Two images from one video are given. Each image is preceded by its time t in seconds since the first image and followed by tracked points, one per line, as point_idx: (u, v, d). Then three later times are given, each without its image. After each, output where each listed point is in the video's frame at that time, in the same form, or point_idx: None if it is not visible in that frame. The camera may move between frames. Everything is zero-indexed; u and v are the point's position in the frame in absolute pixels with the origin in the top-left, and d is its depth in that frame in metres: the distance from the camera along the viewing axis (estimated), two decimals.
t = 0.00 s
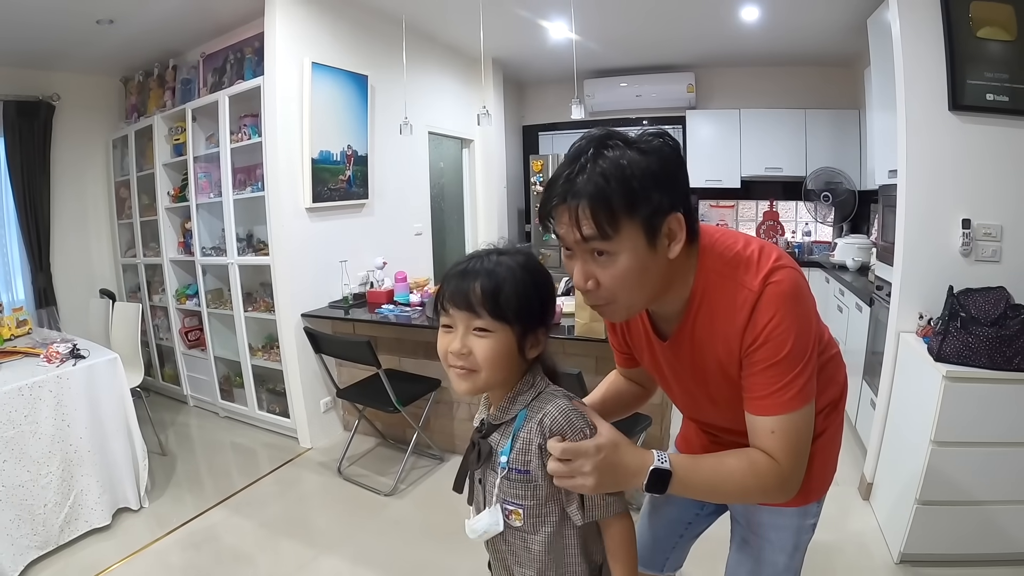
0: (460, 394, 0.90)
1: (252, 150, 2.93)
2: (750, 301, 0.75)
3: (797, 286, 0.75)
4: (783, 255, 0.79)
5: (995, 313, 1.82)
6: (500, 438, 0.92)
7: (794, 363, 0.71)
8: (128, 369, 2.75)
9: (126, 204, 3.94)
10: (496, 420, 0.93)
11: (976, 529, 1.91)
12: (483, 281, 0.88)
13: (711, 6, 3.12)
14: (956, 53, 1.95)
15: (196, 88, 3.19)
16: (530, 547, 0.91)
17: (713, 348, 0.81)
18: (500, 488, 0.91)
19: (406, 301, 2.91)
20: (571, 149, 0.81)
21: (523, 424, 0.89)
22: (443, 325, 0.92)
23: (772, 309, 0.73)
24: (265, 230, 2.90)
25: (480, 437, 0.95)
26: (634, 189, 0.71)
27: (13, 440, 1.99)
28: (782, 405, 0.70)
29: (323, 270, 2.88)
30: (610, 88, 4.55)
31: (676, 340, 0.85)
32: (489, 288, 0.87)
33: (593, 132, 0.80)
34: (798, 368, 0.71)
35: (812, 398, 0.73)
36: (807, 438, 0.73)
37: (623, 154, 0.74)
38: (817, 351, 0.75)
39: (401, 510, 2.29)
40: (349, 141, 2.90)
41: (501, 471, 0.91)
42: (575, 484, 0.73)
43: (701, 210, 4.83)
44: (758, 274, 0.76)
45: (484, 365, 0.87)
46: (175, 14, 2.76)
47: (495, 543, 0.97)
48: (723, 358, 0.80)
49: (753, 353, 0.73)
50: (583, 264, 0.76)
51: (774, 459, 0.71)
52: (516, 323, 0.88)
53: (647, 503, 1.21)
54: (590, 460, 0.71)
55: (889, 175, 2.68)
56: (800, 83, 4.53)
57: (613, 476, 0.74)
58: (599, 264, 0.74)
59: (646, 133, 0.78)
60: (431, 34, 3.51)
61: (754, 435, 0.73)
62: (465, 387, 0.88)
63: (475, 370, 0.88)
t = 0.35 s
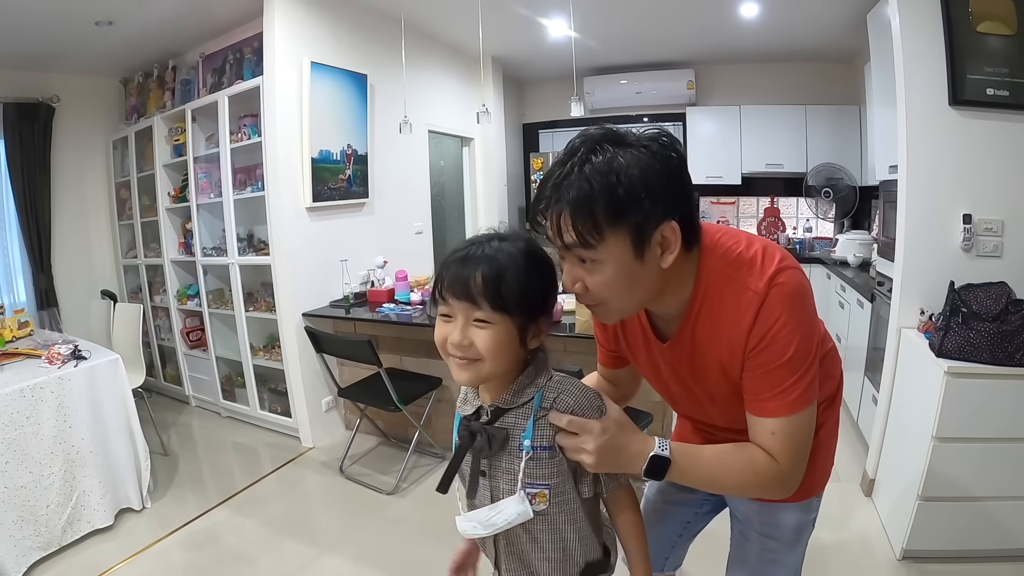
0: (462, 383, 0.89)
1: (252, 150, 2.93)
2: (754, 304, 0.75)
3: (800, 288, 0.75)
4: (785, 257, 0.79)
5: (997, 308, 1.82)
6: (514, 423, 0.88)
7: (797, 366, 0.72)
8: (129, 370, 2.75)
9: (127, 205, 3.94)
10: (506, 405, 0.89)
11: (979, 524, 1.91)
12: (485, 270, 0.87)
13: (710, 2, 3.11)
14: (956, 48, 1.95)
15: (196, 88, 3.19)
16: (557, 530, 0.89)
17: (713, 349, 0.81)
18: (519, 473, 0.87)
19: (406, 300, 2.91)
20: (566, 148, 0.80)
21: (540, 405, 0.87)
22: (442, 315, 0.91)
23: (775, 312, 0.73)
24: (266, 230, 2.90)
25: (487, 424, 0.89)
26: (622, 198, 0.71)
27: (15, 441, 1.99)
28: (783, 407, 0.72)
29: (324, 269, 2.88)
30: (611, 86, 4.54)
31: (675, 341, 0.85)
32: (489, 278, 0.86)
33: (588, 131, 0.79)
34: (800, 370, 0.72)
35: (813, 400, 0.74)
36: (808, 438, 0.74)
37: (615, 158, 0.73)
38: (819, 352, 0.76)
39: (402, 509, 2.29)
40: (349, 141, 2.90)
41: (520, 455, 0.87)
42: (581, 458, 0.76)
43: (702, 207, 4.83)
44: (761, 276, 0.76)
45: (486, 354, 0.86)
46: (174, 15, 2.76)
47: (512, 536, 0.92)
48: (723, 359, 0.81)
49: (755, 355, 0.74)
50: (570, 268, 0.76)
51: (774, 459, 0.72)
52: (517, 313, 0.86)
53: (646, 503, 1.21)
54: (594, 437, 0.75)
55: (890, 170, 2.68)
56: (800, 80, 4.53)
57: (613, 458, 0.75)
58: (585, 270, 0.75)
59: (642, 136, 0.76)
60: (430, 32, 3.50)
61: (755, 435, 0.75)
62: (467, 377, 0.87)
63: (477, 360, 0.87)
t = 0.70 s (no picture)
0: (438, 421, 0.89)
1: (251, 153, 2.93)
2: (753, 314, 0.75)
3: (799, 299, 0.75)
4: (787, 266, 0.79)
5: (996, 307, 1.82)
6: (510, 452, 0.87)
7: (793, 376, 0.73)
8: (129, 373, 2.75)
9: (126, 208, 3.94)
10: (497, 438, 0.87)
11: (979, 523, 1.91)
12: (459, 320, 0.82)
13: (708, 2, 3.11)
14: (954, 47, 1.95)
15: (194, 91, 3.18)
16: (582, 532, 0.89)
17: (710, 358, 0.82)
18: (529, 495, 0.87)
19: (405, 301, 2.92)
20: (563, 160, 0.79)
21: (525, 427, 0.84)
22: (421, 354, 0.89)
23: (773, 324, 0.73)
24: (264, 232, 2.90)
25: (489, 461, 0.89)
26: (626, 215, 0.70)
27: (14, 445, 1.99)
28: (778, 416, 0.73)
29: (323, 271, 2.88)
30: (609, 86, 4.54)
31: (673, 349, 0.85)
32: (461, 328, 0.82)
33: (586, 145, 0.77)
34: (794, 381, 0.73)
35: (808, 409, 0.75)
36: (802, 444, 0.76)
37: (614, 174, 0.72)
38: (816, 360, 0.77)
39: (402, 510, 2.29)
40: (348, 142, 2.90)
41: (525, 479, 0.86)
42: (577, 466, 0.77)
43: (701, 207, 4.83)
44: (761, 287, 0.76)
45: (454, 402, 0.84)
46: (172, 17, 2.76)
47: (544, 547, 0.92)
48: (720, 368, 0.81)
49: (751, 366, 0.75)
50: (572, 286, 0.76)
51: (765, 464, 0.74)
52: (486, 366, 0.82)
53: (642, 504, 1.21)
54: (588, 446, 0.74)
55: (888, 169, 2.68)
56: (798, 79, 4.53)
57: (613, 463, 0.76)
58: (586, 288, 0.75)
59: (640, 151, 0.74)
60: (428, 33, 3.50)
61: (749, 439, 0.77)
62: (440, 419, 0.87)
63: (448, 404, 0.85)
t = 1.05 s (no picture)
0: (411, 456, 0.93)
1: (250, 153, 2.93)
2: (746, 322, 0.75)
3: (792, 306, 0.75)
4: (781, 273, 0.78)
5: (993, 307, 1.83)
6: (499, 477, 0.87)
7: (786, 383, 0.73)
8: (127, 373, 2.75)
9: (124, 208, 3.94)
10: (483, 465, 0.88)
11: (976, 523, 1.91)
12: (399, 364, 0.84)
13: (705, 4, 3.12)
14: (951, 48, 1.96)
15: (192, 91, 3.18)
16: (581, 544, 0.89)
17: (704, 366, 0.82)
18: (524, 518, 0.87)
19: (404, 302, 2.92)
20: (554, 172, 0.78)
21: (508, 452, 0.85)
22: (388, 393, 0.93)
23: (765, 332, 0.74)
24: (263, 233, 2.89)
25: (482, 489, 0.90)
26: (617, 226, 0.70)
27: (13, 445, 1.99)
28: (770, 422, 0.74)
29: (322, 272, 2.88)
30: (608, 87, 4.54)
31: (668, 358, 0.86)
32: (403, 372, 0.84)
33: (575, 156, 0.77)
34: (787, 388, 0.73)
35: (802, 415, 0.76)
36: (795, 451, 0.76)
37: (605, 184, 0.72)
38: (810, 366, 0.77)
39: (401, 511, 2.29)
40: (347, 143, 2.90)
41: (511, 503, 0.87)
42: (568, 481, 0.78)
43: (699, 208, 4.84)
44: (755, 294, 0.76)
45: (412, 442, 0.88)
46: (171, 18, 2.76)
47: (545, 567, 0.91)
48: (714, 375, 0.81)
49: (743, 374, 0.75)
50: (566, 301, 0.78)
51: (757, 470, 0.76)
52: (433, 406, 0.84)
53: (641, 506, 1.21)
54: (576, 465, 0.75)
55: (885, 171, 2.69)
56: (796, 81, 4.54)
57: (603, 474, 0.77)
58: (580, 302, 0.76)
59: (631, 161, 0.74)
60: (427, 34, 3.49)
61: (742, 447, 0.78)
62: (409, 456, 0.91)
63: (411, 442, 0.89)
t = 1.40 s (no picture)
0: (412, 464, 0.86)
1: (250, 156, 2.94)
2: (736, 317, 0.75)
3: (780, 297, 0.75)
4: (764, 264, 0.79)
5: (993, 308, 1.83)
6: (505, 488, 0.87)
7: (782, 375, 0.73)
8: (128, 376, 2.75)
9: (124, 211, 3.94)
10: (489, 475, 0.87)
11: (977, 524, 1.91)
12: (432, 349, 0.83)
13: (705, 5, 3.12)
14: (951, 50, 1.96)
15: (193, 94, 3.19)
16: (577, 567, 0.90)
17: (696, 362, 0.82)
18: (526, 530, 0.86)
19: (405, 305, 2.92)
20: (536, 167, 0.78)
21: (519, 463, 0.85)
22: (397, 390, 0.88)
23: (758, 325, 0.74)
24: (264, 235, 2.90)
25: (485, 498, 0.89)
26: (610, 216, 0.70)
27: (14, 448, 1.99)
28: (771, 415, 0.74)
29: (322, 274, 2.88)
30: (608, 89, 4.54)
31: (658, 356, 0.85)
32: (437, 357, 0.83)
33: (557, 150, 0.77)
34: (784, 380, 0.74)
35: (802, 404, 0.76)
36: (798, 441, 0.77)
37: (593, 175, 0.72)
38: (802, 355, 0.78)
39: (402, 513, 2.29)
40: (347, 146, 2.90)
41: (514, 515, 0.86)
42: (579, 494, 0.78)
43: (699, 210, 4.85)
44: (742, 288, 0.76)
45: (431, 437, 0.83)
46: (171, 21, 2.76)
47: None
48: (707, 372, 0.81)
49: (739, 369, 0.75)
50: (562, 295, 0.75)
51: (764, 463, 0.76)
52: (464, 396, 0.82)
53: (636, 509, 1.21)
54: (589, 480, 0.75)
55: (885, 172, 2.69)
56: (796, 82, 4.54)
57: (615, 485, 0.78)
58: (578, 294, 0.74)
59: (614, 151, 0.75)
60: (426, 36, 3.50)
61: (746, 442, 0.78)
62: (415, 461, 0.85)
63: (423, 439, 0.84)
